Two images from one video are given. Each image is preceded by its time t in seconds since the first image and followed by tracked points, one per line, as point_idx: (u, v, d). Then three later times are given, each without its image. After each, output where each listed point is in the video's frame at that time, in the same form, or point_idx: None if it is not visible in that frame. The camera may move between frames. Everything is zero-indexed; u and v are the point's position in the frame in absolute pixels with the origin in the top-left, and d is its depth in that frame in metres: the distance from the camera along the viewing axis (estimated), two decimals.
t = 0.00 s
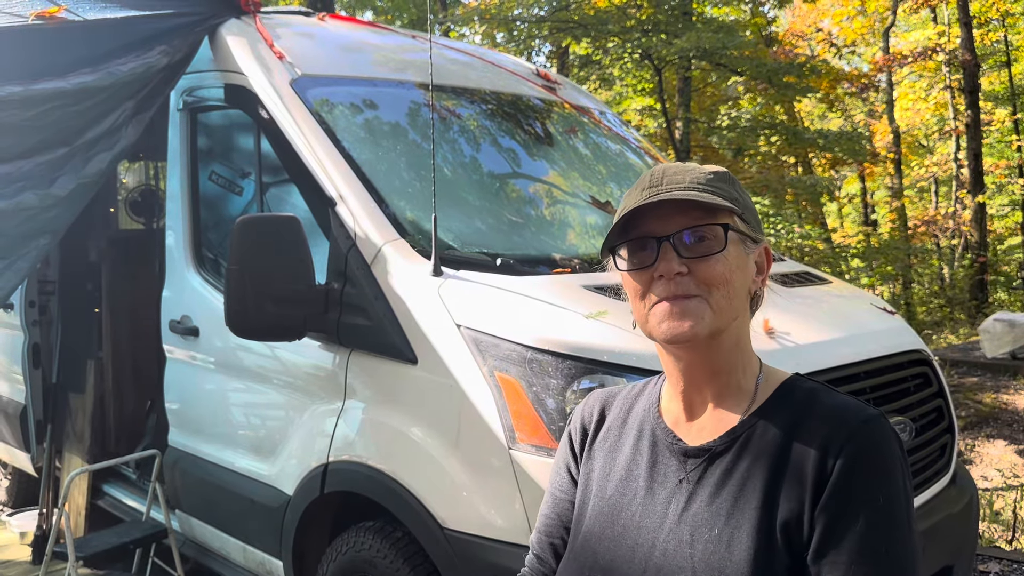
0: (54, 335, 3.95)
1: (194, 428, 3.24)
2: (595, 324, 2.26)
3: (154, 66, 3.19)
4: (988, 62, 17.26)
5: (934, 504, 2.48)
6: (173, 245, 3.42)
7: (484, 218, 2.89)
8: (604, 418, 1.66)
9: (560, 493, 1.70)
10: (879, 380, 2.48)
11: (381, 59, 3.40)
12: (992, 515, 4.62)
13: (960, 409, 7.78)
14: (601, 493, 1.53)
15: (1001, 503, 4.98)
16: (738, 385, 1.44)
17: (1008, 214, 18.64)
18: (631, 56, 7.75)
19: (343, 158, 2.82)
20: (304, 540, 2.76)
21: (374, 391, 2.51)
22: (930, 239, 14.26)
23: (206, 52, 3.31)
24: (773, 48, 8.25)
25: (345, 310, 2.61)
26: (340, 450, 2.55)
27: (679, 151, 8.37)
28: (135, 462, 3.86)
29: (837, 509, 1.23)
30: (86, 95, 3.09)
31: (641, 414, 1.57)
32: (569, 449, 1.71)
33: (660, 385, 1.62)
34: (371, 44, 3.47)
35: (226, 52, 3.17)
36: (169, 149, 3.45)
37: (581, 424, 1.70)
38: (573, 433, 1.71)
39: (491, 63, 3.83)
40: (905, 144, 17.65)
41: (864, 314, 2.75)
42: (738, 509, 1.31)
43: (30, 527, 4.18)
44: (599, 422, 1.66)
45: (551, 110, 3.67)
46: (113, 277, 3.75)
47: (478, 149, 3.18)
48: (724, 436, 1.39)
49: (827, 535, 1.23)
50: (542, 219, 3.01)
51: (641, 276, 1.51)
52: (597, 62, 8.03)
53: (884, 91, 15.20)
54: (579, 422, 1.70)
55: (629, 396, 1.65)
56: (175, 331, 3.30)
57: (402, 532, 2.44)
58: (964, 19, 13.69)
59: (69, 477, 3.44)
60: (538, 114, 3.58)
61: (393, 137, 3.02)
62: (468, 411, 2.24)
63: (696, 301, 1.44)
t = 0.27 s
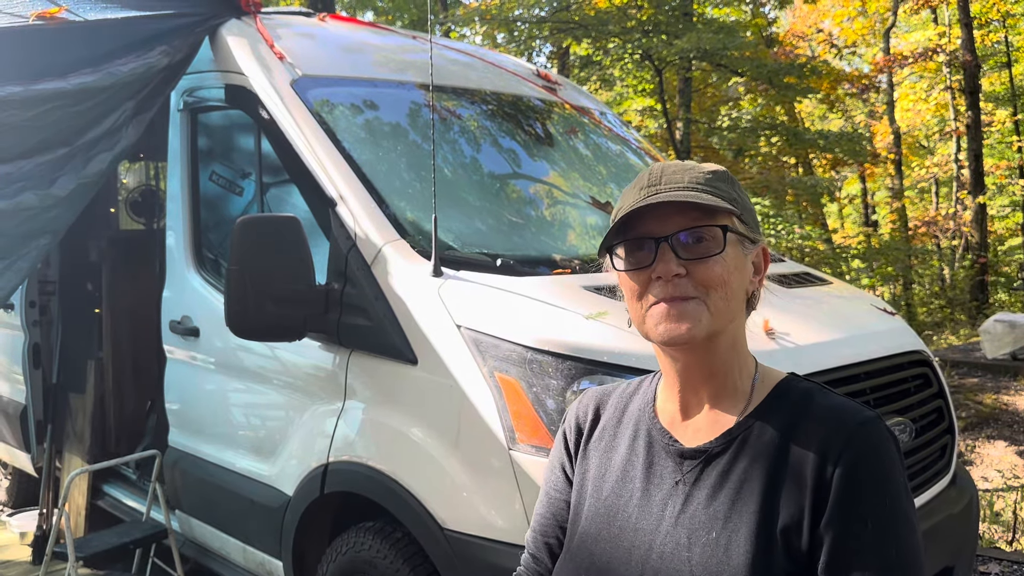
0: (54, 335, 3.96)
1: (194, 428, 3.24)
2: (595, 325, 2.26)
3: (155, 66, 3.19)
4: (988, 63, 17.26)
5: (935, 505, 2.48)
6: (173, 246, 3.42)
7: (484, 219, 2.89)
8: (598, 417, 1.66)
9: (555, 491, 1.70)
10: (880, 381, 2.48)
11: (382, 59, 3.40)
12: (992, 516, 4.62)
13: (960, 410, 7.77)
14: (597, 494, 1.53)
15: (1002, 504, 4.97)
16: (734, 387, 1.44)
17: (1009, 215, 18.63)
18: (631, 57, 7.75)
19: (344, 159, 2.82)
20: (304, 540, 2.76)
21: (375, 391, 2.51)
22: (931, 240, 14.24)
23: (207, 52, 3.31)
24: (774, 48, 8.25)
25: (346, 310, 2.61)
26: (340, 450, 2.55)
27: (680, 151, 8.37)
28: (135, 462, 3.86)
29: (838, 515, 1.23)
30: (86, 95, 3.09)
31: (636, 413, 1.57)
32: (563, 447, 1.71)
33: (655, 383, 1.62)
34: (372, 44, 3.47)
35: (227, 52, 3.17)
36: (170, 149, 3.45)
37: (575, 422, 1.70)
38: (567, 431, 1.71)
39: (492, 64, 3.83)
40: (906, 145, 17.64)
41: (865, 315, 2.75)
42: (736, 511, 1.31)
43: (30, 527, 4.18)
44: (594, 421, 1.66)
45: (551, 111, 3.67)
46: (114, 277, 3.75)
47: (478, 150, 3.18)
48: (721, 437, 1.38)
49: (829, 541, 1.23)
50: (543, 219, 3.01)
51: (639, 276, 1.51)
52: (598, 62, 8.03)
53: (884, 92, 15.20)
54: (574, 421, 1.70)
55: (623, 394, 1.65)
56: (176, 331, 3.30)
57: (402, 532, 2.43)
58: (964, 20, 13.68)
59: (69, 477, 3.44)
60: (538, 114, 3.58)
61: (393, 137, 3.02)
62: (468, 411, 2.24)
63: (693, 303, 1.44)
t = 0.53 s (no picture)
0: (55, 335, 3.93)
1: (194, 428, 3.24)
2: (594, 325, 2.26)
3: (155, 66, 3.19)
4: (988, 63, 17.28)
5: (934, 506, 2.48)
6: (173, 246, 3.42)
7: (484, 219, 2.89)
8: (598, 417, 1.66)
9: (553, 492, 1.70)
10: (879, 381, 2.48)
11: (382, 60, 3.40)
12: (991, 517, 4.63)
13: (960, 411, 7.77)
14: (594, 491, 1.54)
15: (1001, 504, 4.98)
16: (733, 386, 1.45)
17: (1009, 216, 18.64)
18: (631, 57, 7.76)
19: (344, 159, 2.82)
20: (304, 540, 2.76)
21: (374, 392, 2.51)
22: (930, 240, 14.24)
23: (206, 52, 3.31)
24: (774, 49, 8.25)
25: (345, 310, 2.61)
26: (340, 450, 2.55)
27: (680, 152, 8.37)
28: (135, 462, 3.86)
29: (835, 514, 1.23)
30: (86, 96, 3.09)
31: (636, 413, 1.57)
32: (563, 447, 1.71)
33: (655, 385, 1.63)
34: (372, 45, 3.48)
35: (227, 52, 3.17)
36: (170, 149, 3.45)
37: (575, 423, 1.71)
38: (567, 431, 1.71)
39: (492, 64, 3.84)
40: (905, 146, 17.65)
41: (864, 315, 2.75)
42: (732, 507, 1.32)
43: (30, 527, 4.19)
44: (594, 421, 1.67)
45: (551, 111, 3.67)
46: (114, 277, 3.75)
47: (478, 150, 3.19)
48: (718, 435, 1.39)
49: (826, 539, 1.23)
50: (543, 220, 3.01)
51: (640, 279, 1.52)
52: (598, 63, 8.03)
53: (884, 93, 15.20)
54: (574, 421, 1.71)
55: (623, 395, 1.66)
56: (176, 332, 3.30)
57: (402, 532, 2.44)
58: (964, 21, 13.67)
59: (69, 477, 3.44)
60: (538, 115, 3.59)
61: (393, 138, 3.02)
62: (468, 411, 2.24)
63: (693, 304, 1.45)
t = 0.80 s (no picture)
0: (54, 335, 3.93)
1: (193, 428, 3.24)
2: (594, 324, 2.27)
3: (154, 66, 3.19)
4: (986, 64, 17.30)
5: (933, 505, 2.49)
6: (172, 245, 3.42)
7: (484, 219, 2.89)
8: (610, 419, 1.67)
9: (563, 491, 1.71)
10: (878, 381, 2.49)
11: (381, 59, 3.40)
12: (991, 517, 4.63)
13: (959, 411, 7.77)
14: (600, 491, 1.55)
15: (1000, 504, 4.99)
16: (735, 392, 1.44)
17: (1007, 216, 18.67)
18: (630, 57, 7.76)
19: (344, 159, 2.82)
20: (303, 540, 2.76)
21: (374, 391, 2.51)
22: (929, 241, 14.24)
23: (206, 52, 3.31)
24: (773, 49, 8.26)
25: (345, 310, 2.61)
26: (339, 450, 2.55)
27: (679, 152, 8.37)
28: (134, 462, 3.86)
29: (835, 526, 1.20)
30: (85, 95, 3.09)
31: (646, 418, 1.58)
32: (575, 447, 1.73)
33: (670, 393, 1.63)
34: (371, 44, 3.48)
35: (226, 52, 3.17)
36: (169, 149, 3.45)
37: (587, 424, 1.72)
38: (580, 432, 1.72)
39: (491, 64, 3.84)
40: (904, 146, 17.65)
41: (863, 315, 2.76)
42: (727, 512, 1.31)
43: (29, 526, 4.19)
44: (605, 423, 1.68)
45: (551, 111, 3.67)
46: (113, 277, 3.75)
47: (477, 150, 3.19)
48: (721, 441, 1.38)
49: (824, 552, 1.20)
50: (542, 219, 3.01)
51: (633, 283, 1.57)
52: (597, 63, 8.03)
53: (883, 93, 15.21)
54: (587, 422, 1.72)
55: (637, 399, 1.66)
56: (175, 331, 3.30)
57: (401, 532, 2.44)
58: (963, 21, 13.67)
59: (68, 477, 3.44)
60: (537, 114, 3.59)
61: (393, 137, 3.02)
62: (468, 411, 2.24)
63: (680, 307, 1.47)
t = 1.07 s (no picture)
0: (51, 335, 3.93)
1: (190, 427, 3.24)
2: (592, 324, 2.27)
3: (151, 65, 3.18)
4: (983, 64, 17.34)
5: (930, 505, 2.49)
6: (170, 245, 3.41)
7: (481, 218, 2.89)
8: (639, 417, 1.66)
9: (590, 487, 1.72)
10: (876, 381, 2.49)
11: (379, 59, 3.39)
12: (988, 517, 4.64)
13: (956, 411, 7.78)
14: (614, 487, 1.56)
15: (997, 504, 4.99)
16: (725, 395, 1.44)
17: (1004, 216, 18.70)
18: (629, 57, 7.76)
19: (341, 158, 2.81)
20: (301, 539, 2.76)
21: (371, 391, 2.51)
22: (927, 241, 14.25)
23: (203, 51, 3.30)
24: (771, 50, 8.26)
25: (343, 309, 2.61)
26: (336, 449, 2.55)
27: (677, 152, 8.37)
28: (132, 462, 3.85)
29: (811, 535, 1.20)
30: (82, 94, 3.09)
31: (669, 419, 1.56)
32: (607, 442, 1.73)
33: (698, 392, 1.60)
34: (368, 44, 3.47)
35: (223, 51, 3.17)
36: (166, 148, 3.44)
37: (619, 419, 1.71)
38: (612, 428, 1.72)
39: (489, 64, 3.84)
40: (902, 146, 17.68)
41: (860, 315, 2.76)
42: (715, 517, 1.31)
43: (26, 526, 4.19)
44: (633, 421, 1.67)
45: (549, 111, 3.67)
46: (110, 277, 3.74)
47: (475, 150, 3.19)
48: (721, 445, 1.36)
49: (802, 561, 1.20)
50: (540, 219, 3.01)
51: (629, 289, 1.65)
52: (595, 63, 8.03)
53: (881, 93, 15.22)
54: (619, 416, 1.72)
55: (669, 399, 1.64)
56: (172, 331, 3.29)
57: (398, 531, 2.44)
58: (961, 22, 13.67)
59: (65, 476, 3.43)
60: (535, 114, 3.59)
61: (390, 137, 3.02)
62: (466, 410, 2.24)
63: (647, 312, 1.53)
